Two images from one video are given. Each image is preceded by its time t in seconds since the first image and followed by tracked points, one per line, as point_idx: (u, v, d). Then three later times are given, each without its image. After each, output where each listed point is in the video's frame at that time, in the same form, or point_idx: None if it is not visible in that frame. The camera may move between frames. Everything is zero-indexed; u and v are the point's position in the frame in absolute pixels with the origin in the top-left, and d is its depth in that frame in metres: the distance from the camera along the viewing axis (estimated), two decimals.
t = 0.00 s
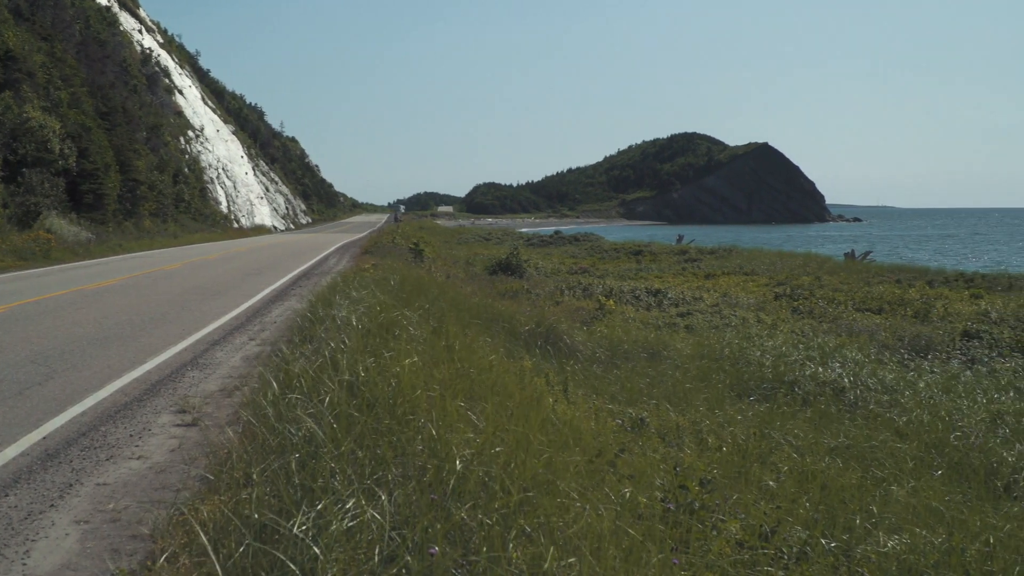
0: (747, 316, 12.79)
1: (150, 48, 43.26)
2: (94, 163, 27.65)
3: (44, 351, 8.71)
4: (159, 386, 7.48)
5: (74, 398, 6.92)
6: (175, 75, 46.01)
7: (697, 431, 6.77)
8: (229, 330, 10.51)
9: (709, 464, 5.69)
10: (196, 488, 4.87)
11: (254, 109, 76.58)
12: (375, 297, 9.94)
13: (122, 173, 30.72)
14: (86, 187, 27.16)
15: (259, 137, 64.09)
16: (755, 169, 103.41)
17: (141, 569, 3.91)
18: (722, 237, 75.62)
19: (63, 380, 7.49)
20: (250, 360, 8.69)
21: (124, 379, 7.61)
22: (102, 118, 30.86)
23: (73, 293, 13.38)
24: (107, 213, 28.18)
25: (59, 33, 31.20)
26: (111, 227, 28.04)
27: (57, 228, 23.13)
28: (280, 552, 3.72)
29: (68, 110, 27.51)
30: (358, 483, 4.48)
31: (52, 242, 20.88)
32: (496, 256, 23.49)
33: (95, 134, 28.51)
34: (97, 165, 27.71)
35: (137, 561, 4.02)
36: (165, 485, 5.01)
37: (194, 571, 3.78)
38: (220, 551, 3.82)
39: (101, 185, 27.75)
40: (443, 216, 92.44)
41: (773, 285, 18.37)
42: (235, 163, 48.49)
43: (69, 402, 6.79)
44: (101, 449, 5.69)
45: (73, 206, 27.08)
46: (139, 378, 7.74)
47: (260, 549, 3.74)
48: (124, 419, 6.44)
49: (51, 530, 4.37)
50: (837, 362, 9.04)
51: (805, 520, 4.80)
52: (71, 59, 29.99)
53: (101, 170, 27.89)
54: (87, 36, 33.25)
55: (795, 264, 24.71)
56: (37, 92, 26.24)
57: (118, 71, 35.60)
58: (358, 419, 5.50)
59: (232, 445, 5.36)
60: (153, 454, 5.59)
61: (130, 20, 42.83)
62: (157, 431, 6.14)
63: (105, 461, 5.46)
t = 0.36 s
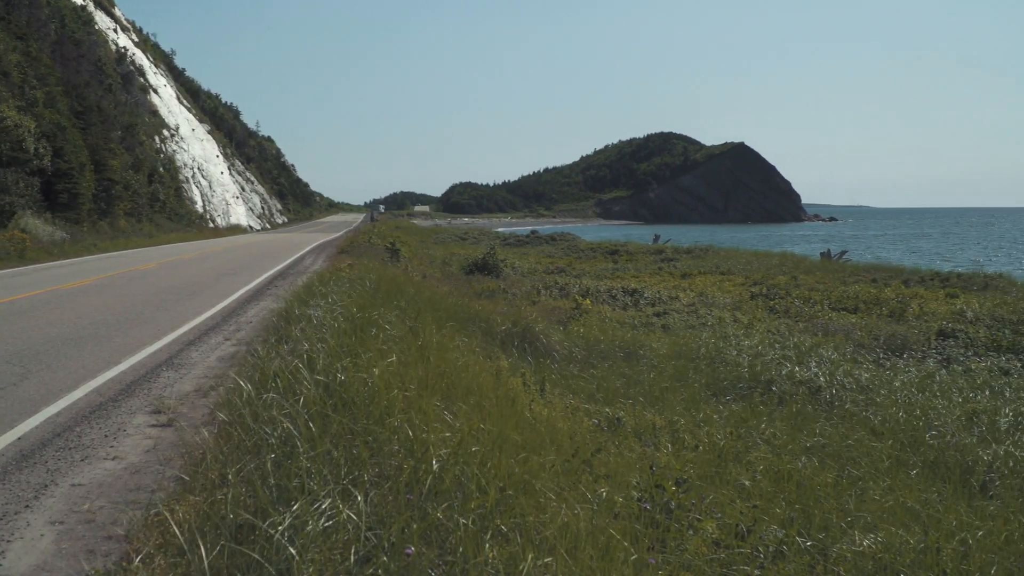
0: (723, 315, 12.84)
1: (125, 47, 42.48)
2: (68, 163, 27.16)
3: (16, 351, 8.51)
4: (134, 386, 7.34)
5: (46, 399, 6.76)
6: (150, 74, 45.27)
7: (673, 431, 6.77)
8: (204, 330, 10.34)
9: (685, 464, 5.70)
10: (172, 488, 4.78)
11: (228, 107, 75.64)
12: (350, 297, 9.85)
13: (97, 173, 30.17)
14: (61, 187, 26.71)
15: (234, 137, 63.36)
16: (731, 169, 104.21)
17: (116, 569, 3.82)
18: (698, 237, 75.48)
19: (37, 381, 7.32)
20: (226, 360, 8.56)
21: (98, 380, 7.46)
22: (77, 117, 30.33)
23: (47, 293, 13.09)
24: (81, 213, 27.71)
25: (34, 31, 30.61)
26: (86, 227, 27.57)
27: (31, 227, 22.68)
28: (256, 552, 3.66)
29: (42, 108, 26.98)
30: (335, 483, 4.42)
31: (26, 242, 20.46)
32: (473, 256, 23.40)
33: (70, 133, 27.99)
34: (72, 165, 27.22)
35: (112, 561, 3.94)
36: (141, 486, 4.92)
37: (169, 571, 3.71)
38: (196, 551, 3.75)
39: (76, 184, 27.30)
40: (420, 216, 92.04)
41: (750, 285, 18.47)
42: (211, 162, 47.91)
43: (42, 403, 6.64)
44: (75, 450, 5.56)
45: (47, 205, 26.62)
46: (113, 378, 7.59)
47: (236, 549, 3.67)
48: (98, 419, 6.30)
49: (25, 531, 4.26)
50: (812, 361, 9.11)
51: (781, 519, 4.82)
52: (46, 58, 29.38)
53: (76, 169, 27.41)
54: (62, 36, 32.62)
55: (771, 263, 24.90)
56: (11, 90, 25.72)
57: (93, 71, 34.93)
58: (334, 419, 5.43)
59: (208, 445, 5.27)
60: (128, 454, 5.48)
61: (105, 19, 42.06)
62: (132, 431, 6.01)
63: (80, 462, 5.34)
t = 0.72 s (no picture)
0: (699, 315, 12.90)
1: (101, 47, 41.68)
2: (44, 162, 26.67)
3: None
4: (108, 386, 7.20)
5: (19, 400, 6.61)
6: (126, 73, 44.49)
7: (649, 430, 6.77)
8: (179, 330, 10.17)
9: (662, 463, 5.70)
10: (148, 488, 4.70)
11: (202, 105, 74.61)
12: (326, 296, 9.75)
13: (72, 173, 29.63)
14: (37, 186, 26.24)
15: (210, 136, 62.58)
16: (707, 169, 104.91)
17: (91, 570, 3.75)
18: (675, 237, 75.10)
19: (11, 381, 7.16)
20: (202, 360, 8.43)
21: (72, 380, 7.30)
22: (52, 117, 29.77)
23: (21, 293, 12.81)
24: (57, 213, 27.26)
25: (8, 29, 29.99)
26: (61, 227, 27.11)
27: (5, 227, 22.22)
28: (232, 552, 3.61)
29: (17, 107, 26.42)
30: (311, 483, 4.37)
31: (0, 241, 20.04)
32: (450, 256, 23.31)
33: (45, 132, 27.45)
34: (47, 164, 26.73)
35: (88, 561, 3.87)
36: (117, 485, 4.83)
37: (145, 572, 3.65)
38: (172, 551, 3.69)
39: (52, 184, 26.82)
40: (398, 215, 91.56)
41: (726, 284, 18.56)
42: (187, 161, 47.29)
43: (15, 404, 6.49)
44: (50, 450, 5.45)
45: (22, 205, 26.16)
46: (88, 378, 7.43)
47: (212, 549, 3.62)
48: (73, 419, 6.17)
49: None
50: (788, 360, 9.16)
51: (757, 518, 4.83)
52: (21, 57, 28.74)
53: (51, 168, 26.90)
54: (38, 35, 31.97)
55: (747, 262, 25.09)
56: None
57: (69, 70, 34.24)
58: (311, 419, 5.36)
59: (184, 445, 5.18)
60: (104, 454, 5.37)
61: (80, 19, 41.24)
62: (107, 431, 5.90)
63: (55, 463, 5.23)
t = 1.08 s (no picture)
0: (673, 314, 12.96)
1: (76, 47, 40.83)
2: (17, 161, 26.13)
3: None
4: (82, 385, 7.05)
5: None
6: (99, 72, 43.66)
7: (623, 429, 6.78)
8: (153, 330, 9.98)
9: (636, 462, 5.71)
10: (123, 487, 4.63)
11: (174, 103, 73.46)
12: (301, 296, 9.64)
13: (46, 172, 29.05)
14: (10, 186, 25.74)
15: (184, 135, 61.75)
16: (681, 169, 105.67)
17: (65, 570, 3.67)
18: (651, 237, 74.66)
19: None
20: (177, 359, 8.28)
21: (45, 380, 7.14)
22: (26, 116, 29.16)
23: None
24: (31, 212, 26.77)
25: None
26: (35, 227, 26.62)
27: None
28: (207, 551, 3.55)
29: None
30: (285, 483, 4.31)
31: None
32: (425, 255, 23.25)
33: (19, 131, 26.86)
34: (21, 163, 26.19)
35: (63, 561, 3.79)
36: (93, 485, 4.73)
37: (120, 572, 3.59)
38: (148, 550, 3.64)
39: (25, 183, 26.31)
40: (374, 215, 90.96)
41: (700, 284, 18.68)
42: (161, 161, 46.59)
43: None
44: (23, 450, 5.32)
45: None
46: (61, 378, 7.27)
47: (187, 548, 3.55)
48: (46, 419, 6.03)
49: None
50: (762, 359, 9.23)
51: (731, 517, 4.85)
52: None
53: (24, 167, 26.36)
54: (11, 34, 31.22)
55: (720, 262, 25.31)
56: None
57: (43, 70, 33.49)
58: (286, 418, 5.29)
59: (159, 445, 5.09)
60: (78, 453, 5.26)
61: (55, 18, 40.38)
62: (81, 431, 5.77)
63: (28, 463, 5.11)
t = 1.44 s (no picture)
0: (646, 313, 13.04)
1: (49, 46, 39.98)
2: None
3: None
4: (53, 385, 6.89)
5: None
6: (72, 71, 42.79)
7: (595, 427, 6.78)
8: (125, 330, 9.76)
9: (608, 461, 5.71)
10: (95, 487, 4.56)
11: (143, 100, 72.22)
12: (274, 295, 9.51)
13: (18, 172, 28.43)
14: None
15: (157, 134, 60.60)
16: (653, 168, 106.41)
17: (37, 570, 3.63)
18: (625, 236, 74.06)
19: None
20: (149, 359, 8.13)
21: (14, 380, 6.96)
22: None
23: None
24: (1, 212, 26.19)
25: None
26: (5, 227, 26.05)
27: None
28: (179, 551, 3.53)
29: None
30: (257, 483, 4.28)
31: None
32: (396, 254, 23.19)
33: None
34: None
35: (36, 561, 3.74)
36: (65, 485, 4.65)
37: (92, 572, 3.57)
38: (119, 550, 3.62)
39: None
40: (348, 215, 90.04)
41: (671, 283, 18.82)
42: (134, 160, 45.70)
43: None
44: None
45: None
46: (30, 378, 7.10)
47: (158, 548, 3.52)
48: (17, 419, 5.89)
49: None
50: (733, 357, 9.32)
51: (702, 515, 4.86)
52: None
53: None
54: None
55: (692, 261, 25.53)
56: None
57: (14, 69, 32.73)
58: (257, 418, 5.23)
59: (130, 445, 5.01)
60: (49, 454, 5.15)
61: (26, 16, 39.49)
62: (53, 431, 5.65)
63: None
